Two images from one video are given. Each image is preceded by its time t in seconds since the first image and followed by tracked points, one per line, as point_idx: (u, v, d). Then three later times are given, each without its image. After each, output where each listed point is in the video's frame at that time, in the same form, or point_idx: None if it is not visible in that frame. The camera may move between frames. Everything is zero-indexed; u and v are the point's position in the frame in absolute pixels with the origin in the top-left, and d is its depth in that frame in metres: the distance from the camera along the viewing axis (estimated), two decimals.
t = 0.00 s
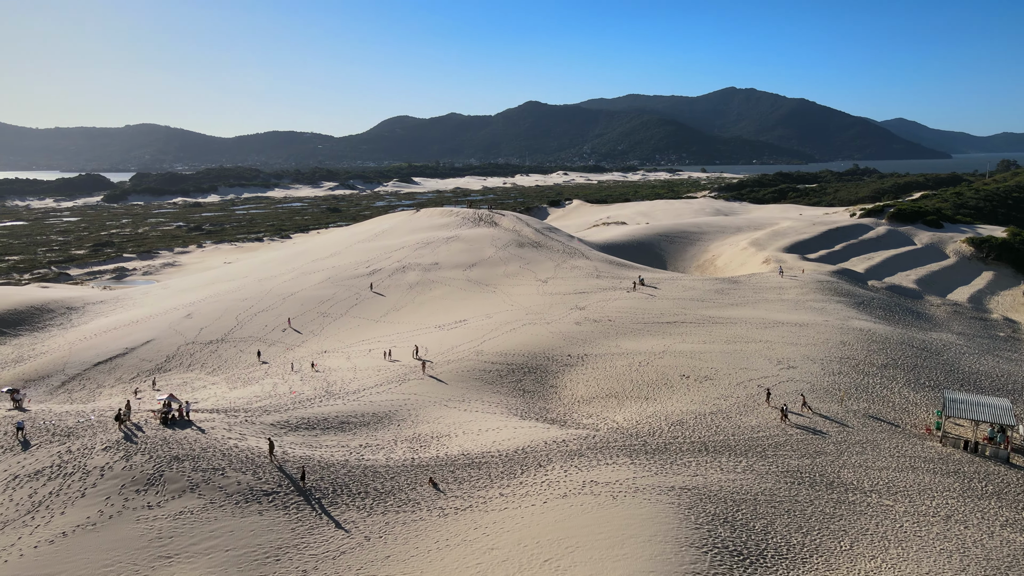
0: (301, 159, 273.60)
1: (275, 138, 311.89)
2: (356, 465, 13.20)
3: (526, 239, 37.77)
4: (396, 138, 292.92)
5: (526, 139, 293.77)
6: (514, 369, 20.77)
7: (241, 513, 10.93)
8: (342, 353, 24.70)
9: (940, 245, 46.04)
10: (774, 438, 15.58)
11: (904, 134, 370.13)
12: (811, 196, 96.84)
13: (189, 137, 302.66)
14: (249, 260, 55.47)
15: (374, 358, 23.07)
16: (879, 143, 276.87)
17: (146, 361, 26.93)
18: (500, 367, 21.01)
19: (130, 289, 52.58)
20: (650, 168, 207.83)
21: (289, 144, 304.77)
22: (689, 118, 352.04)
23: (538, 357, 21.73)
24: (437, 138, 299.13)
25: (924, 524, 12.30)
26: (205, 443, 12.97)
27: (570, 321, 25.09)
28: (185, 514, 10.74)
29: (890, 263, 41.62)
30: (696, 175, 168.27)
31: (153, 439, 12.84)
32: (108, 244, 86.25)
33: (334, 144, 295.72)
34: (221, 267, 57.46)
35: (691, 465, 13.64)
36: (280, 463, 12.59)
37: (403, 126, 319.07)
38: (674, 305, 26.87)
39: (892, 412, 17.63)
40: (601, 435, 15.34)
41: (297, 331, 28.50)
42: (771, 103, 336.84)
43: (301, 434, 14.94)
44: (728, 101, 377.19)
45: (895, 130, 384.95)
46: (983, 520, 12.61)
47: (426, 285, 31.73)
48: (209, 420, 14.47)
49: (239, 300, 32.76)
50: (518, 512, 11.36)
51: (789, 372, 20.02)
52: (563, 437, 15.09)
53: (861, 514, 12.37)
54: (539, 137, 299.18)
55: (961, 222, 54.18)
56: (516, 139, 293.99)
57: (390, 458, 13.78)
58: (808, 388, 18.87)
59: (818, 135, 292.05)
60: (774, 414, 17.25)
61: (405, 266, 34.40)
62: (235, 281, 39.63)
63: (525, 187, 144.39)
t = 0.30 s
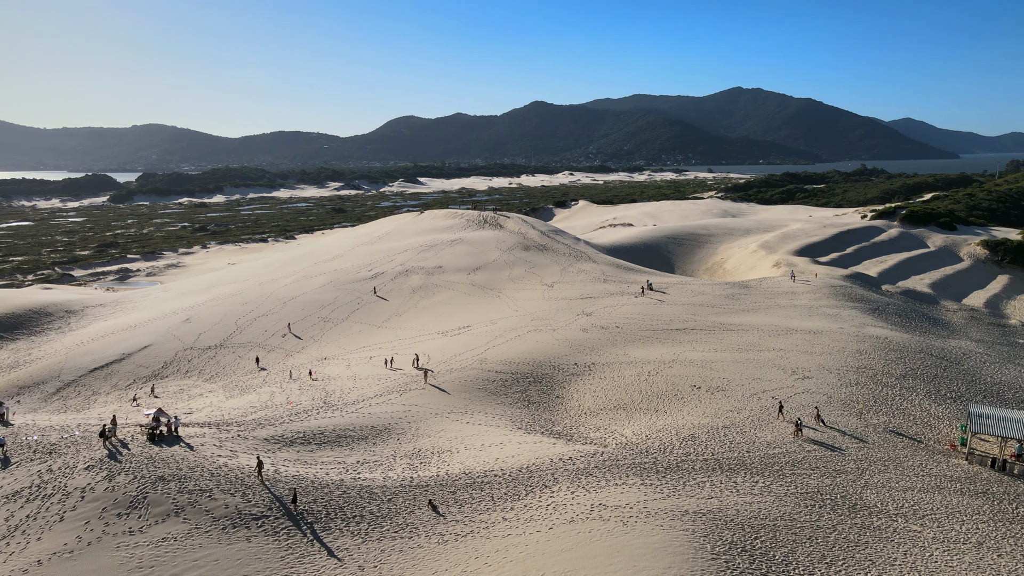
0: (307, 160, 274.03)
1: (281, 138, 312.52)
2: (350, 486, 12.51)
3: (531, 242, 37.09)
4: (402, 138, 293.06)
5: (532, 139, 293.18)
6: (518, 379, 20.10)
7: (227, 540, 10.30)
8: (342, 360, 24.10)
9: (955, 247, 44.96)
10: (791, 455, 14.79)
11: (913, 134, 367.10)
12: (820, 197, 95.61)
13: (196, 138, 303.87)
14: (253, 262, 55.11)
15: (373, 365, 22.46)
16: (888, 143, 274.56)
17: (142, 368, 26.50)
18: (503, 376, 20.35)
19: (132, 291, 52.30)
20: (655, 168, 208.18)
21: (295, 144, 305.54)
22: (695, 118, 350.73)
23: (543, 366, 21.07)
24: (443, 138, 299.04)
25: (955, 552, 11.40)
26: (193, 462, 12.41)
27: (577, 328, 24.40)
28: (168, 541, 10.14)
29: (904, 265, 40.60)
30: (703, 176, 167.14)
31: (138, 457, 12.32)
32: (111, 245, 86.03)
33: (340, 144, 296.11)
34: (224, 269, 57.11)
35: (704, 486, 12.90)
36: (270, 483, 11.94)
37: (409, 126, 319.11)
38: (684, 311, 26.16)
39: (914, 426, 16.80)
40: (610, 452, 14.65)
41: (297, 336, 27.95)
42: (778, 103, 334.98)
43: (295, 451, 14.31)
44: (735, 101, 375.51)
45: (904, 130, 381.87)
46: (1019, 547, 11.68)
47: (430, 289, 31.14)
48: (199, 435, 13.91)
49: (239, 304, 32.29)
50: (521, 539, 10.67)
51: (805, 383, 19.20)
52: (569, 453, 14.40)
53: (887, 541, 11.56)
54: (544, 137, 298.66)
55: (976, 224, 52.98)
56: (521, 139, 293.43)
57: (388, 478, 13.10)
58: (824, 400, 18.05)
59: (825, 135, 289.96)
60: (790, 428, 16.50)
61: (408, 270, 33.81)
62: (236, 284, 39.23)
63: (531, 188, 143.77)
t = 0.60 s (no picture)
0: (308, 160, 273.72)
1: (281, 138, 312.14)
2: (338, 508, 11.78)
3: (533, 245, 36.38)
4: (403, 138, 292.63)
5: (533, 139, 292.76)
6: (518, 389, 19.38)
7: (204, 571, 9.59)
8: (336, 367, 23.42)
9: (963, 249, 44.18)
10: (804, 473, 14.06)
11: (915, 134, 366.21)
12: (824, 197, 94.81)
13: (197, 138, 303.80)
14: (251, 264, 54.51)
15: (369, 373, 21.77)
16: (890, 143, 273.73)
17: (133, 374, 25.89)
18: (503, 385, 19.65)
19: (129, 293, 51.71)
20: (656, 168, 207.93)
21: (296, 144, 305.36)
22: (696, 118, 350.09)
23: (544, 374, 20.37)
24: (444, 138, 298.61)
25: None
26: (174, 481, 11.74)
27: (579, 334, 23.71)
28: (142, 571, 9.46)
29: (911, 268, 39.81)
30: (704, 176, 166.48)
31: (115, 477, 11.67)
32: (110, 245, 85.40)
33: (341, 145, 295.82)
34: (222, 271, 56.62)
35: (715, 508, 12.16)
36: (254, 506, 11.24)
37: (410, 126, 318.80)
38: (689, 317, 25.45)
39: (933, 440, 16.02)
40: (614, 469, 13.93)
41: (292, 342, 27.28)
42: (780, 103, 334.24)
43: (284, 470, 13.60)
44: (737, 101, 374.88)
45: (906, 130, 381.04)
46: None
47: (428, 293, 30.45)
48: (182, 452, 13.23)
49: (234, 308, 31.64)
50: (520, 568, 9.95)
51: (816, 392, 18.43)
52: (572, 471, 13.69)
53: (912, 569, 10.80)
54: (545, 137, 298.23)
55: (984, 226, 52.13)
56: (522, 139, 292.96)
57: (380, 498, 12.37)
58: (838, 411, 17.29)
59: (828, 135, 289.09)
60: (802, 442, 15.74)
61: (406, 273, 33.12)
62: (232, 287, 38.59)
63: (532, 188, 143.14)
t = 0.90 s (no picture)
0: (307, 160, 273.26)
1: (281, 138, 311.65)
2: (324, 532, 11.06)
3: (533, 247, 35.67)
4: (403, 138, 292.28)
5: (533, 139, 292.29)
6: (518, 398, 18.68)
7: None
8: (330, 375, 22.72)
9: (971, 250, 43.45)
10: (819, 491, 13.35)
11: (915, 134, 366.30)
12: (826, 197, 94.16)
13: (197, 138, 303.29)
14: (247, 266, 53.85)
15: (363, 381, 21.08)
16: (890, 143, 273.32)
17: (123, 380, 25.21)
18: (501, 394, 18.95)
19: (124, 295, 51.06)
20: (657, 168, 207.59)
21: (296, 144, 304.88)
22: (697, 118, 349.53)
23: (545, 383, 19.66)
24: (444, 138, 298.09)
25: None
26: (151, 503, 11.03)
27: (580, 340, 23.01)
28: None
29: (918, 270, 39.10)
30: (704, 176, 166.11)
31: (87, 499, 10.95)
32: (108, 246, 84.79)
33: (341, 145, 295.33)
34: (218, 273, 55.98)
35: (727, 532, 11.44)
36: (236, 531, 10.54)
37: (410, 126, 318.33)
38: (693, 321, 24.75)
39: (952, 454, 15.31)
40: (619, 487, 13.22)
41: (285, 347, 26.59)
42: (780, 103, 333.66)
43: (271, 489, 12.91)
44: (737, 101, 374.40)
45: (906, 130, 381.01)
46: None
47: (426, 296, 29.75)
48: (162, 469, 12.52)
49: (227, 311, 30.95)
50: None
51: (827, 402, 17.73)
52: (574, 489, 12.98)
53: None
54: (546, 138, 297.83)
55: (989, 227, 51.43)
56: (523, 139, 292.41)
57: (370, 520, 11.66)
58: (851, 422, 16.57)
59: (828, 135, 288.56)
60: (816, 456, 15.02)
61: (404, 276, 32.42)
62: (226, 289, 37.86)
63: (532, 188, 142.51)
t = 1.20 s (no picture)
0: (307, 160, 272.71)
1: (281, 138, 311.04)
2: (309, 559, 10.34)
3: (533, 249, 34.95)
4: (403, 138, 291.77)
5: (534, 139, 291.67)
6: (517, 408, 17.95)
7: None
8: (324, 382, 22.01)
9: (979, 252, 42.67)
10: (835, 510, 12.62)
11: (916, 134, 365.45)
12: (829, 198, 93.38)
13: (197, 138, 302.83)
14: (244, 268, 53.15)
15: (357, 390, 20.35)
16: (891, 143, 272.51)
17: (111, 387, 24.50)
18: (500, 404, 18.23)
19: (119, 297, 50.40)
20: (657, 168, 207.27)
21: (296, 144, 304.37)
22: (697, 118, 349.39)
23: (545, 392, 18.93)
24: (444, 138, 297.41)
25: None
26: (122, 528, 10.32)
27: (582, 346, 22.28)
28: None
29: (925, 271, 38.34)
30: (705, 176, 165.44)
31: (54, 524, 10.26)
32: (105, 246, 84.14)
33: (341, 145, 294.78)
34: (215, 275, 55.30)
35: (739, 558, 10.71)
36: (213, 560, 9.81)
37: (410, 126, 317.81)
38: (698, 326, 24.01)
39: (973, 469, 14.57)
40: (623, 506, 12.51)
41: (278, 352, 25.86)
42: (781, 102, 332.93)
43: (255, 510, 12.17)
44: (737, 101, 373.77)
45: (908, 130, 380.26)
46: None
47: (423, 300, 29.02)
48: (139, 489, 11.83)
49: (220, 315, 30.24)
50: None
51: (840, 412, 17.02)
52: (576, 508, 12.26)
53: None
54: (546, 138, 297.19)
55: (996, 228, 50.63)
56: (523, 139, 291.72)
57: (358, 545, 10.94)
58: (866, 434, 15.85)
59: (829, 135, 287.77)
60: (831, 471, 14.29)
61: (401, 279, 31.70)
62: (220, 292, 37.15)
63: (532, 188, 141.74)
